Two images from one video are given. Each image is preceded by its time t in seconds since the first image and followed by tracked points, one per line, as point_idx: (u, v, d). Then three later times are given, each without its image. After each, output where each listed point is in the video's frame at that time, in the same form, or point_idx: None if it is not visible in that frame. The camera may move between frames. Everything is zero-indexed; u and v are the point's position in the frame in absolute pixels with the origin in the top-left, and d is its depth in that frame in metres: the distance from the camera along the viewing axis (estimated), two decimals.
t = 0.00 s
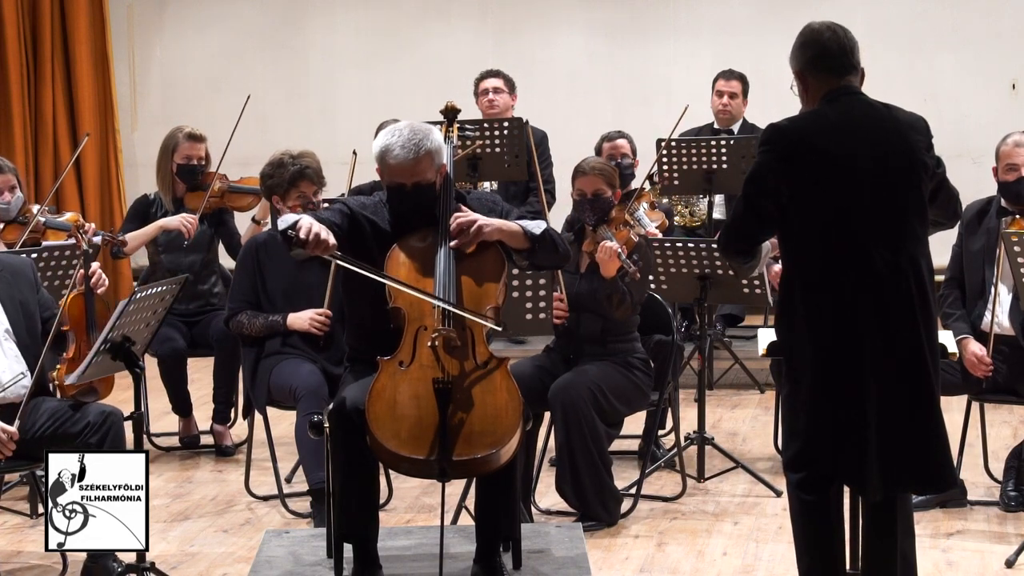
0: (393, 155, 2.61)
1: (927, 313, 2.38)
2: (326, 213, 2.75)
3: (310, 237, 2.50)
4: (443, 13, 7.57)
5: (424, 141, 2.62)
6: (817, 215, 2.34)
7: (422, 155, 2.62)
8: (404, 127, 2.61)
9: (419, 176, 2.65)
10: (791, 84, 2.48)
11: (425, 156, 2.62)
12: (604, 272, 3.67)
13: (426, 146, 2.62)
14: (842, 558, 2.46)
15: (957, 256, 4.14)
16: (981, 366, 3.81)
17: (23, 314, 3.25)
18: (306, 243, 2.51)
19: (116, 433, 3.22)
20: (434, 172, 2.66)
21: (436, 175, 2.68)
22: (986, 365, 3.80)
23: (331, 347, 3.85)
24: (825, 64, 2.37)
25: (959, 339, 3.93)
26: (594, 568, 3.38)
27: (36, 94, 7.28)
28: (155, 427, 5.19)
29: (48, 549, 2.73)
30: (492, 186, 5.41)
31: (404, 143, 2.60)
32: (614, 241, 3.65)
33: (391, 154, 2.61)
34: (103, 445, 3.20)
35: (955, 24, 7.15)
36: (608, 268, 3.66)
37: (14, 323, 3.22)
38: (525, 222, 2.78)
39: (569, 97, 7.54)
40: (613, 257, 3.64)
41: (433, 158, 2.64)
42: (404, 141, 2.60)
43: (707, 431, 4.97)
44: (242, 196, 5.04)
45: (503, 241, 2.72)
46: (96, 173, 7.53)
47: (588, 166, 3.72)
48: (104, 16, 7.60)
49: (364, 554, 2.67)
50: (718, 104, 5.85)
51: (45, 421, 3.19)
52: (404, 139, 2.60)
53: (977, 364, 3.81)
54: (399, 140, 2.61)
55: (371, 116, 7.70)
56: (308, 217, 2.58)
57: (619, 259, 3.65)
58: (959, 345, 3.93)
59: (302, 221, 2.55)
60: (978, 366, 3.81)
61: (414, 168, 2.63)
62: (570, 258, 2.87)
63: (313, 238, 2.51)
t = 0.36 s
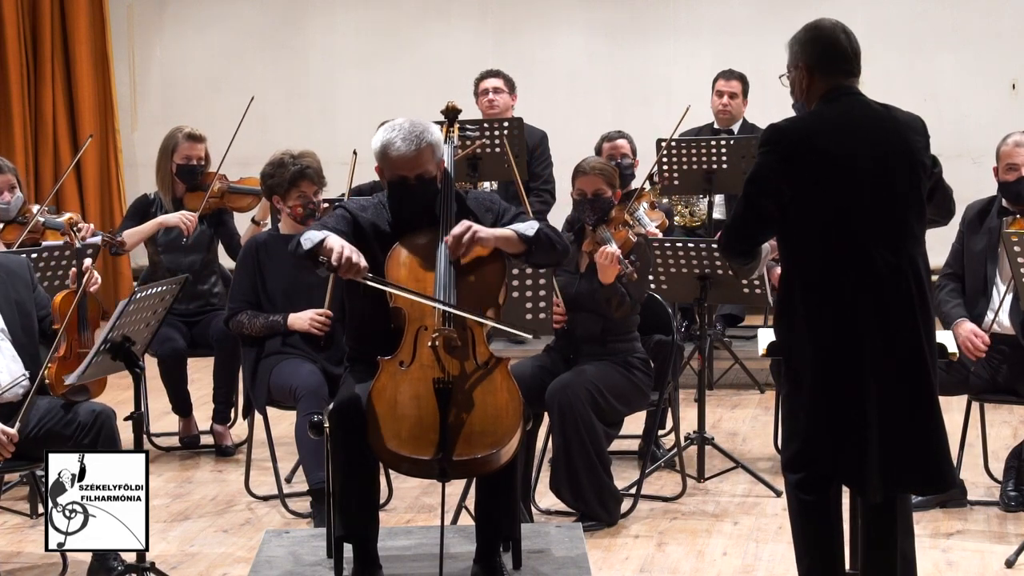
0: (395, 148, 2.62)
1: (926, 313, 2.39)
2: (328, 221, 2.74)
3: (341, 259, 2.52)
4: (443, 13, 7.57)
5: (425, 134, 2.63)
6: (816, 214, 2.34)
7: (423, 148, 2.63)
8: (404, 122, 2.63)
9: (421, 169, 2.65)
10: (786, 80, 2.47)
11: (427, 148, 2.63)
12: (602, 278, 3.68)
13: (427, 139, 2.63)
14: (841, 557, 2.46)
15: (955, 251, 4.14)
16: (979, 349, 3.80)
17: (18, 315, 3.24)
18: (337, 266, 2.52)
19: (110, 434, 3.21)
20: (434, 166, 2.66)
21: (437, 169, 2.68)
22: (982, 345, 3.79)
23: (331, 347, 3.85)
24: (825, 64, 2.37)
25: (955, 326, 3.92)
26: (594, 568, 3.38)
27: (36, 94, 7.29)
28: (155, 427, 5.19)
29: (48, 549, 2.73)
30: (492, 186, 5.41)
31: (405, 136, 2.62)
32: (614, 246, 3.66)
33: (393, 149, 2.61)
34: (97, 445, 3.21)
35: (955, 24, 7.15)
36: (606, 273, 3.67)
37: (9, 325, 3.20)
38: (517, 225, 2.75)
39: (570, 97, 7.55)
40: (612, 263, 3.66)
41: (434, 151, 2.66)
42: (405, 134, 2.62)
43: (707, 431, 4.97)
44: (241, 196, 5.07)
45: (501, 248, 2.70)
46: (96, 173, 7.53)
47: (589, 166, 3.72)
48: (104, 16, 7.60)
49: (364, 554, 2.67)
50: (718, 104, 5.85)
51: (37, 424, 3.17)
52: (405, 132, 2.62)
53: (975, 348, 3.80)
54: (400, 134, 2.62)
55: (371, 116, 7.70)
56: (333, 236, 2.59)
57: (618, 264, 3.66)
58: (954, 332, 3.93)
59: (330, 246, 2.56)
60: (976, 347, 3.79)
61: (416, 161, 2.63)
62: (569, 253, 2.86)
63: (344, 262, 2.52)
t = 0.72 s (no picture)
0: (393, 133, 2.65)
1: (924, 313, 2.39)
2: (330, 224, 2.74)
3: (358, 263, 2.50)
4: (443, 13, 7.57)
5: (422, 121, 2.67)
6: (816, 215, 2.34)
7: (421, 133, 2.66)
8: (402, 112, 2.68)
9: (420, 155, 2.67)
10: (780, 78, 2.49)
11: (425, 135, 2.67)
12: (600, 279, 3.67)
13: (424, 125, 2.67)
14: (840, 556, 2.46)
15: (957, 241, 4.15)
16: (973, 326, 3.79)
17: (19, 315, 3.23)
18: (355, 271, 2.51)
19: (113, 434, 3.22)
20: (433, 153, 2.69)
21: (435, 157, 2.71)
22: (980, 321, 3.78)
23: (330, 346, 3.85)
24: (823, 63, 2.38)
25: (950, 302, 3.92)
26: (594, 568, 3.38)
27: (36, 94, 7.29)
28: (155, 427, 5.19)
29: (48, 549, 2.73)
30: (492, 186, 5.41)
31: (403, 122, 2.66)
32: (612, 247, 3.64)
33: (391, 134, 2.64)
34: (101, 445, 3.20)
35: (956, 23, 7.15)
36: (604, 275, 3.66)
37: (11, 325, 3.20)
38: (515, 223, 2.76)
39: (570, 97, 7.55)
40: (611, 264, 3.64)
41: (432, 139, 2.70)
42: (403, 121, 2.66)
43: (707, 431, 4.97)
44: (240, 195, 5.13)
45: (500, 248, 2.70)
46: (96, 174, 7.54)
47: (587, 164, 3.70)
48: (104, 17, 7.60)
49: (364, 554, 2.68)
50: (718, 104, 5.85)
51: (41, 426, 3.17)
52: (403, 119, 2.66)
53: (970, 323, 3.79)
54: (398, 122, 2.66)
55: (371, 116, 7.70)
56: (350, 241, 2.60)
57: (616, 266, 3.65)
58: (948, 309, 3.93)
59: (350, 251, 2.56)
60: (973, 324, 3.78)
61: (414, 146, 2.66)
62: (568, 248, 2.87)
63: (363, 267, 2.51)
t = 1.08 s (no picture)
0: (390, 121, 2.67)
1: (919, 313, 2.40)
2: (336, 228, 2.73)
3: (390, 274, 2.49)
4: (443, 13, 7.57)
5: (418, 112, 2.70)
6: (813, 214, 2.33)
7: (418, 122, 2.68)
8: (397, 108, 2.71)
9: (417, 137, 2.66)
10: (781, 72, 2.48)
11: (422, 121, 2.69)
12: (599, 279, 3.65)
13: (422, 115, 2.69)
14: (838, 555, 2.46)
15: (958, 236, 4.15)
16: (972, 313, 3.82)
17: (19, 316, 3.22)
18: (387, 283, 2.50)
19: (112, 435, 3.21)
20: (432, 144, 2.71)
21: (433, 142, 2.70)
22: (978, 309, 3.82)
23: (330, 346, 3.84)
24: (822, 61, 2.37)
25: (947, 290, 3.95)
26: (594, 568, 3.38)
27: (36, 94, 7.29)
28: (155, 427, 5.19)
29: (48, 549, 2.73)
30: (492, 186, 5.41)
31: (399, 113, 2.69)
32: (611, 247, 3.62)
33: (388, 124, 2.66)
34: (101, 445, 3.19)
35: (956, 23, 7.15)
36: (603, 275, 3.64)
37: (12, 326, 3.18)
38: (516, 222, 2.75)
39: (571, 97, 7.54)
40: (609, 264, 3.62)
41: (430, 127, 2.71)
42: (399, 112, 2.69)
43: (707, 431, 4.97)
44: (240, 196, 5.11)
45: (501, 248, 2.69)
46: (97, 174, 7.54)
47: (584, 164, 3.68)
48: (104, 17, 7.60)
49: (363, 554, 2.67)
50: (718, 104, 5.85)
51: (40, 426, 3.16)
52: (398, 110, 2.69)
53: (967, 309, 3.82)
54: (395, 112, 2.68)
55: (370, 116, 7.70)
56: (383, 248, 2.59)
57: (615, 266, 3.63)
58: (946, 297, 3.95)
59: (382, 258, 2.54)
60: (970, 311, 3.81)
61: (411, 129, 2.66)
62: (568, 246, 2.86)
63: (395, 278, 2.50)
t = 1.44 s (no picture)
0: (395, 158, 2.62)
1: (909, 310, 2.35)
2: (338, 233, 2.74)
3: (400, 281, 2.48)
4: (443, 13, 7.57)
5: (426, 143, 2.62)
6: (810, 211, 2.25)
7: (425, 158, 2.62)
8: (406, 131, 2.61)
9: (421, 178, 2.65)
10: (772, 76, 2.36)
11: (428, 159, 2.63)
12: (595, 282, 3.61)
13: (429, 149, 2.63)
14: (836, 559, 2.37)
15: (959, 233, 4.16)
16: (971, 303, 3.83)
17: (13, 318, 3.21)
18: (398, 290, 2.49)
19: (113, 434, 3.20)
20: (436, 175, 2.67)
21: (436, 177, 2.69)
22: (979, 299, 3.81)
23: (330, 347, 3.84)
24: (814, 57, 2.26)
25: (948, 280, 3.94)
26: (594, 568, 3.38)
27: (36, 94, 7.29)
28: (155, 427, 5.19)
29: (48, 550, 2.73)
30: (492, 186, 5.41)
31: (406, 147, 2.61)
32: (605, 249, 3.59)
33: (394, 159, 2.61)
34: (102, 444, 3.17)
35: (956, 23, 7.14)
36: (599, 277, 3.60)
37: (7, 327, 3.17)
38: (515, 224, 2.76)
39: (571, 97, 7.55)
40: (604, 267, 3.58)
41: (435, 162, 2.65)
42: (407, 145, 2.61)
43: (707, 431, 4.97)
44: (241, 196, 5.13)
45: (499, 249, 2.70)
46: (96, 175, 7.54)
47: (581, 165, 3.74)
48: (104, 17, 7.61)
49: (363, 554, 2.67)
50: (718, 103, 5.85)
51: (42, 425, 3.16)
52: (406, 141, 2.61)
53: (969, 300, 3.81)
54: (402, 143, 2.61)
55: (370, 117, 7.70)
56: (395, 254, 2.59)
57: (610, 268, 3.59)
58: (947, 288, 3.94)
59: (395, 265, 2.54)
60: (972, 301, 3.81)
61: (418, 171, 2.63)
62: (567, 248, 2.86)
63: (405, 285, 2.49)
